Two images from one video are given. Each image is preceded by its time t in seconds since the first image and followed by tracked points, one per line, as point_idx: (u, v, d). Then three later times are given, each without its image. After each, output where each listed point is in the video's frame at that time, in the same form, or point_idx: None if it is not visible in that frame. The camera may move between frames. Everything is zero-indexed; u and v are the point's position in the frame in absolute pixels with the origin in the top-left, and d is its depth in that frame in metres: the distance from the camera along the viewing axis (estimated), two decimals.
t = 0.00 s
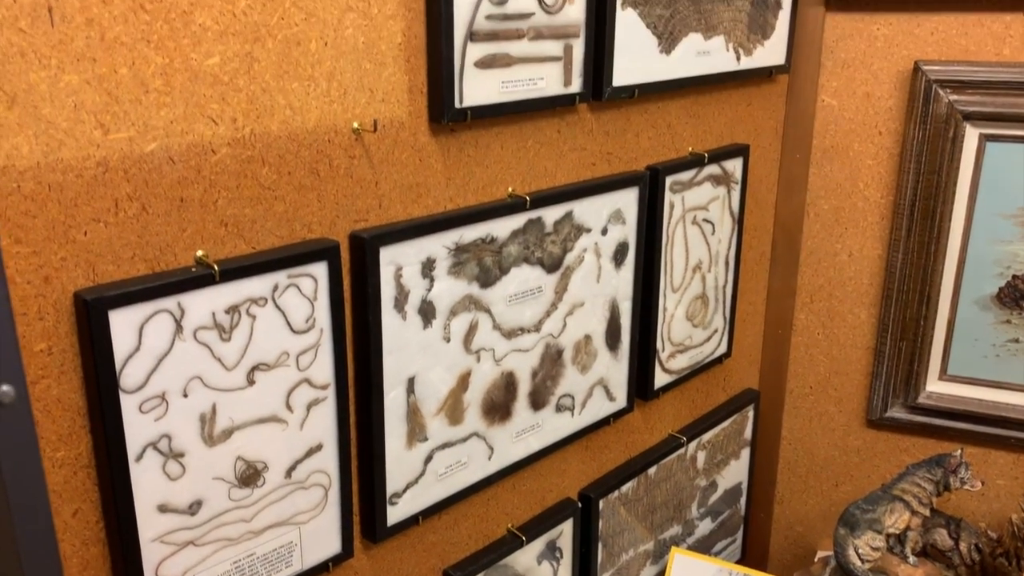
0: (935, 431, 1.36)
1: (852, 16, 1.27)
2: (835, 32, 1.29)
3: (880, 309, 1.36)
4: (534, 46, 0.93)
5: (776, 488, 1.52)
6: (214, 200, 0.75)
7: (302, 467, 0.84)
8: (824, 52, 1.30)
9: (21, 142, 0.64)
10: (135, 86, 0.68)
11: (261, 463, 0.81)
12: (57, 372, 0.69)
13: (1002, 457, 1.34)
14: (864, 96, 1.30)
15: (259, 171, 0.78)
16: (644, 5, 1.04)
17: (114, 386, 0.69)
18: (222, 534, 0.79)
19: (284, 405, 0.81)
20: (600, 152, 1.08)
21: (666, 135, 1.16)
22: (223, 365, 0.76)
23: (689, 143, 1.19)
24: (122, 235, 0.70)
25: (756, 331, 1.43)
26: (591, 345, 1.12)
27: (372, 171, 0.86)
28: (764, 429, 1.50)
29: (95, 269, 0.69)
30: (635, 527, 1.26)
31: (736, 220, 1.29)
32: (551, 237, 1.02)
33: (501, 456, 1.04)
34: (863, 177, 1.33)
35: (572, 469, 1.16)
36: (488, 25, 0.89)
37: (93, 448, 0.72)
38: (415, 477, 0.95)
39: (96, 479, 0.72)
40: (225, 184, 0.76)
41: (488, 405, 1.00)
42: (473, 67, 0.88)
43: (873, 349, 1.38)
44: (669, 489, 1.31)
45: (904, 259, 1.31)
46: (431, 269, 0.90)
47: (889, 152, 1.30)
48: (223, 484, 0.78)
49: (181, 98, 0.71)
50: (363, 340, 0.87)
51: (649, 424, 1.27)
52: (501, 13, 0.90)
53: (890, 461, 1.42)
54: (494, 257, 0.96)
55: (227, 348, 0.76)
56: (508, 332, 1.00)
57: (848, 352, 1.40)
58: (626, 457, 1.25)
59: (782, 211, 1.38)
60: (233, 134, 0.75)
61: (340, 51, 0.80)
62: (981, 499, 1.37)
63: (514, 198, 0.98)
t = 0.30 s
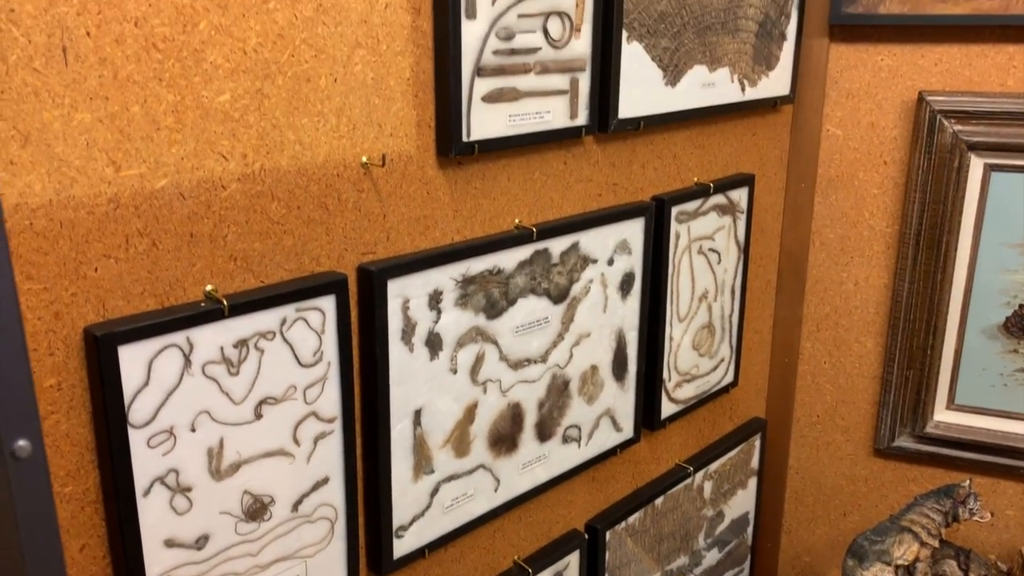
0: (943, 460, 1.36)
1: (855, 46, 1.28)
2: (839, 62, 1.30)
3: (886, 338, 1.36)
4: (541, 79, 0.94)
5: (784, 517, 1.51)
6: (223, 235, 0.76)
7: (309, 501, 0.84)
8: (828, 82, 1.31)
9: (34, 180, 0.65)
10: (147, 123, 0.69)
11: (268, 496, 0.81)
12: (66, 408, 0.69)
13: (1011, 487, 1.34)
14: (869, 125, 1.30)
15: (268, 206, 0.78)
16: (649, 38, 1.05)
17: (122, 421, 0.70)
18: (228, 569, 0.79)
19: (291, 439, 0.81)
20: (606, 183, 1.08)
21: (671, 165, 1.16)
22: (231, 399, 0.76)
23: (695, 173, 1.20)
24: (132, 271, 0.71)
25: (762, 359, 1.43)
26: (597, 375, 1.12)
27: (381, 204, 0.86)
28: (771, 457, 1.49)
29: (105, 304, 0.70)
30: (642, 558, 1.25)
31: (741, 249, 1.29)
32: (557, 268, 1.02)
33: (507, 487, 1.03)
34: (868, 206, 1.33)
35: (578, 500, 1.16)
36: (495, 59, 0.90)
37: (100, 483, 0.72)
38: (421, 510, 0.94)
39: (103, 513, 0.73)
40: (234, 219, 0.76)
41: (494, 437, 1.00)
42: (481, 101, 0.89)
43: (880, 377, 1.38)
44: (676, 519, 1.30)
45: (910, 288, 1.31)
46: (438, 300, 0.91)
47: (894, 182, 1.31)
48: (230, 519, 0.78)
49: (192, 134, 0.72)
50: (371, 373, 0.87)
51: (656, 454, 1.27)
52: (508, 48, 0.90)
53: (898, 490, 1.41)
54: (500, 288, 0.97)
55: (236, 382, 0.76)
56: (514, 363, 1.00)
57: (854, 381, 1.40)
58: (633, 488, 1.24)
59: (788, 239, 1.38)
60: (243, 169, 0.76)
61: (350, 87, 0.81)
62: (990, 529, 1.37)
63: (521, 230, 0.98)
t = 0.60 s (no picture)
0: (948, 487, 1.36)
1: (857, 74, 1.29)
2: (840, 90, 1.31)
3: (890, 364, 1.36)
4: (544, 111, 0.95)
5: (789, 544, 1.50)
6: (228, 267, 0.76)
7: (312, 532, 0.84)
8: (830, 109, 1.32)
9: (42, 215, 0.65)
10: (154, 158, 0.70)
11: (271, 528, 0.81)
12: (71, 440, 0.69)
13: (1017, 514, 1.33)
14: (871, 152, 1.31)
15: (274, 238, 0.79)
16: (651, 68, 1.06)
17: (127, 455, 0.70)
18: None
19: (294, 470, 0.81)
20: (609, 211, 1.09)
21: (674, 193, 1.17)
22: (235, 431, 0.77)
23: (698, 201, 1.20)
24: (138, 304, 0.71)
25: (766, 386, 1.43)
26: (601, 403, 1.12)
27: (385, 235, 0.87)
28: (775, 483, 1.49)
29: (110, 337, 0.70)
30: None
31: (745, 276, 1.30)
32: (561, 296, 1.03)
33: (510, 517, 1.03)
34: (870, 233, 1.33)
35: (582, 528, 1.15)
36: (499, 91, 0.90)
37: (105, 516, 0.72)
38: (425, 540, 0.94)
39: (107, 546, 0.73)
40: (240, 252, 0.77)
41: (498, 466, 1.00)
42: (484, 132, 0.90)
43: (884, 404, 1.38)
44: (680, 547, 1.29)
45: (913, 315, 1.31)
46: (442, 330, 0.91)
47: (896, 209, 1.31)
48: (233, 551, 0.78)
49: (199, 169, 0.73)
50: (374, 403, 0.87)
51: (660, 482, 1.27)
52: (511, 80, 0.91)
53: (903, 518, 1.41)
54: (504, 318, 0.97)
55: (240, 414, 0.77)
56: (518, 392, 1.00)
57: (858, 408, 1.40)
58: (636, 516, 1.24)
59: (791, 265, 1.39)
60: (249, 203, 0.76)
61: (355, 120, 0.82)
62: (996, 557, 1.36)
63: (524, 259, 0.98)
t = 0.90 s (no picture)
0: (952, 510, 1.35)
1: (857, 98, 1.30)
2: (840, 113, 1.31)
3: (892, 387, 1.36)
4: (545, 137, 0.96)
5: (792, 568, 1.49)
6: (230, 294, 0.76)
7: (313, 559, 0.84)
8: (830, 133, 1.32)
9: (45, 245, 0.65)
10: (157, 187, 0.70)
11: (272, 556, 0.80)
12: (72, 469, 0.69)
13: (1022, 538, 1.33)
14: (871, 175, 1.31)
15: (276, 266, 0.79)
16: (652, 94, 1.06)
17: (128, 484, 0.70)
18: None
19: (296, 497, 0.81)
20: (611, 235, 1.09)
21: (675, 217, 1.17)
22: (236, 459, 0.76)
23: (699, 225, 1.21)
24: (140, 332, 0.71)
25: (768, 409, 1.42)
26: (603, 428, 1.12)
27: (387, 261, 0.87)
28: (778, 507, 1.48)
29: (113, 365, 0.70)
30: None
31: (746, 298, 1.30)
32: (563, 321, 1.03)
33: (512, 543, 1.03)
34: (872, 255, 1.34)
35: (585, 553, 1.15)
36: (500, 118, 0.91)
37: (105, 545, 0.72)
38: (426, 567, 0.94)
39: None
40: (242, 279, 0.77)
41: (499, 492, 1.00)
42: (486, 158, 0.90)
43: (887, 426, 1.37)
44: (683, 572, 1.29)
45: (916, 337, 1.31)
46: (443, 356, 0.91)
47: (897, 231, 1.31)
48: None
49: (202, 197, 0.73)
50: (376, 430, 0.87)
51: (662, 506, 1.26)
52: (513, 107, 0.92)
53: (907, 541, 1.40)
54: (506, 342, 0.97)
55: (241, 441, 0.77)
56: (520, 417, 1.00)
57: (861, 430, 1.40)
58: (639, 541, 1.23)
59: (792, 287, 1.39)
60: (251, 231, 0.77)
61: (357, 148, 0.82)
62: None
63: (525, 284, 0.99)
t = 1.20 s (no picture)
0: (956, 534, 1.35)
1: (857, 123, 1.31)
2: (840, 139, 1.32)
3: (895, 410, 1.36)
4: (548, 166, 0.96)
5: None
6: (235, 326, 0.77)
7: None
8: (830, 158, 1.33)
9: (53, 279, 0.66)
10: (164, 221, 0.71)
11: None
12: (78, 501, 0.69)
13: None
14: (871, 200, 1.32)
15: (281, 296, 0.79)
16: (653, 122, 1.07)
17: (133, 516, 0.70)
18: None
19: (299, 527, 0.81)
20: (613, 262, 1.10)
21: (677, 243, 1.18)
22: (240, 489, 0.77)
23: (700, 250, 1.21)
24: (146, 364, 0.72)
25: (770, 433, 1.42)
26: (606, 454, 1.12)
27: (391, 291, 0.87)
28: (782, 530, 1.48)
29: (118, 398, 0.71)
30: None
31: (748, 323, 1.30)
32: (565, 347, 1.03)
33: (515, 570, 1.02)
34: (873, 279, 1.34)
35: None
36: (503, 148, 0.92)
37: None
38: None
39: None
40: (247, 311, 0.77)
41: (503, 519, 1.00)
42: (489, 188, 0.91)
43: (890, 450, 1.37)
44: None
45: (917, 362, 1.31)
46: (447, 384, 0.91)
47: (898, 256, 1.32)
48: None
49: (208, 230, 0.74)
50: (379, 459, 0.87)
51: (665, 531, 1.26)
52: (515, 137, 0.93)
53: (911, 565, 1.40)
54: (508, 370, 0.97)
55: (245, 472, 0.77)
56: (523, 445, 1.00)
57: (863, 454, 1.40)
58: (642, 566, 1.23)
59: (794, 311, 1.39)
60: (257, 263, 0.77)
61: (362, 179, 0.83)
62: None
63: (528, 311, 0.99)
